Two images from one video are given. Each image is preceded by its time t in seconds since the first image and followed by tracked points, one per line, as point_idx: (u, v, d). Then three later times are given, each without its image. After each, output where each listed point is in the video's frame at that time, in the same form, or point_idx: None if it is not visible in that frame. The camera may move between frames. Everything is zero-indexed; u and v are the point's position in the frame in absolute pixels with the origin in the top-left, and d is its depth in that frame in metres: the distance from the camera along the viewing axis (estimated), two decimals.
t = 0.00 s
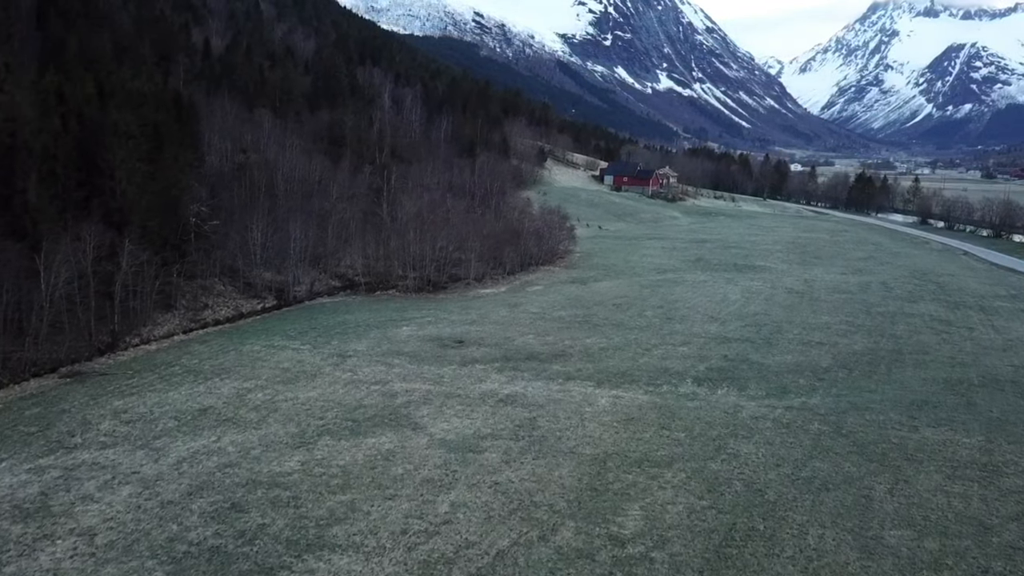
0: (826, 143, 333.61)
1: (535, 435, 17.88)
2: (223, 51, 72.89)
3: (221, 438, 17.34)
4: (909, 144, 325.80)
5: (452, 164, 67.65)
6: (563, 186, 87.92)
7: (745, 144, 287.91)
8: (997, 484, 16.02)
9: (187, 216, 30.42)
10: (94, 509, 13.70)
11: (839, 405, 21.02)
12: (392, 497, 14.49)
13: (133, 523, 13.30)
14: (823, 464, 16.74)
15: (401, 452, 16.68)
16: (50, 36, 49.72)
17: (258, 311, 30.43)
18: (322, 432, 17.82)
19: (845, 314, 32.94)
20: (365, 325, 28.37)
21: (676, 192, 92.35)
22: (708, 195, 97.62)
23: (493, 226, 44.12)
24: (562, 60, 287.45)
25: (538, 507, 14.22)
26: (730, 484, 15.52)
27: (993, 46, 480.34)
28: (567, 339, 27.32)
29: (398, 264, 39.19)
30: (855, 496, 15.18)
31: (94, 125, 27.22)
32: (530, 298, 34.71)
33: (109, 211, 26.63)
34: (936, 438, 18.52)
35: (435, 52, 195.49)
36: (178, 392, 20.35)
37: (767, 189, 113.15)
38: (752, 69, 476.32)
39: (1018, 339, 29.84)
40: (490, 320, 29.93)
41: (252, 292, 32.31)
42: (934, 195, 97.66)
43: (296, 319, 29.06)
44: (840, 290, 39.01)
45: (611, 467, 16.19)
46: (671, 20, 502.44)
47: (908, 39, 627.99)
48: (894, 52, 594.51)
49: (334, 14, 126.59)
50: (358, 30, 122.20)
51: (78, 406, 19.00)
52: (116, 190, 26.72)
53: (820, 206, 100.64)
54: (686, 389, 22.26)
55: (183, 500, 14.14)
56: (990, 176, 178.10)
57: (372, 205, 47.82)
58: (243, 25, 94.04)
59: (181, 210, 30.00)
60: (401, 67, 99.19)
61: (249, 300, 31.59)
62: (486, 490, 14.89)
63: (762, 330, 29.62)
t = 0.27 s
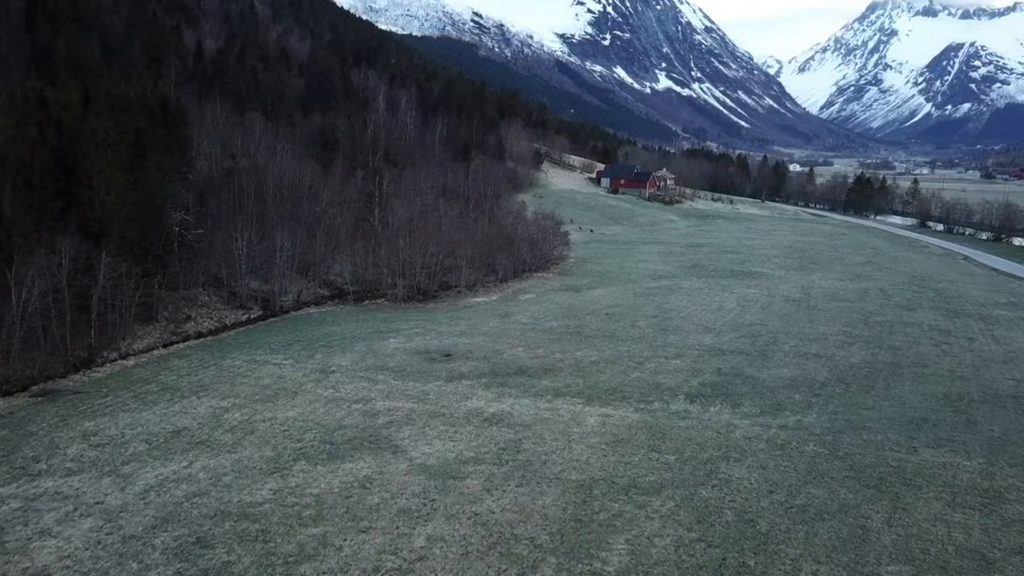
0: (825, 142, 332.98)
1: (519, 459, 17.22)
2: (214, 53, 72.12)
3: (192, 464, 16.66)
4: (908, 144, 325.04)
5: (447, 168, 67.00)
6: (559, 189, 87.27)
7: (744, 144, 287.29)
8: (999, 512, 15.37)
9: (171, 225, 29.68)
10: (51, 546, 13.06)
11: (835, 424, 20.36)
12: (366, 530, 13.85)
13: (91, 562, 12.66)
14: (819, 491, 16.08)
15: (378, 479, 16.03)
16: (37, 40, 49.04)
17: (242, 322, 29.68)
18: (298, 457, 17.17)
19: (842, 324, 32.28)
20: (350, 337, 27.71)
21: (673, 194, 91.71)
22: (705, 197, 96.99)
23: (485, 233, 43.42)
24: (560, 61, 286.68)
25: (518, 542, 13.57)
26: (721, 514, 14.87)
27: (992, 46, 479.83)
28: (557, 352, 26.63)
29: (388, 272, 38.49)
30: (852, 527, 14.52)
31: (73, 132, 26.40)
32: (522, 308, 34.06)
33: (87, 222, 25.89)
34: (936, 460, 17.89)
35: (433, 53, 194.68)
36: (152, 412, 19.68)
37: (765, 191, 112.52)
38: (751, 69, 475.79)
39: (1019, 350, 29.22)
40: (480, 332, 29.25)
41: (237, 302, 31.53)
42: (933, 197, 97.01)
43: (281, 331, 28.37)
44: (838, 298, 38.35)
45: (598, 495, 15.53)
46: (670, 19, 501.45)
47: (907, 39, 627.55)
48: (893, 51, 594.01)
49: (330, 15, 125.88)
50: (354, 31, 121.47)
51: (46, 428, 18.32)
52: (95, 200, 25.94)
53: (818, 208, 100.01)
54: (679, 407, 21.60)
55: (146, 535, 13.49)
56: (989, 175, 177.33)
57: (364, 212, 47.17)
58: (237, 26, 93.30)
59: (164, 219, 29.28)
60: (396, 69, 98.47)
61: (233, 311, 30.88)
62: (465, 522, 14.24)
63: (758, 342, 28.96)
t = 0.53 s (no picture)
0: (824, 141, 332.28)
1: (500, 485, 16.60)
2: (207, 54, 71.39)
3: (160, 491, 16.04)
4: (907, 142, 324.36)
5: (441, 172, 66.38)
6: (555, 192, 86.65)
7: (743, 143, 286.32)
8: (999, 542, 14.76)
9: (152, 235, 28.97)
10: None
11: (830, 444, 19.74)
12: (336, 568, 13.25)
13: None
14: (812, 520, 15.46)
15: (353, 508, 15.41)
16: (23, 43, 48.37)
17: (226, 334, 29.04)
18: (271, 483, 16.55)
19: (839, 334, 31.66)
20: (335, 350, 27.04)
21: (670, 197, 91.12)
22: (703, 199, 96.35)
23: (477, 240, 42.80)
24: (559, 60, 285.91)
25: None
26: (709, 546, 14.26)
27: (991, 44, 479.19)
28: (546, 366, 26.00)
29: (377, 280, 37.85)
30: (844, 561, 13.91)
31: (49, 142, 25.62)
32: (512, 317, 33.44)
33: (63, 233, 25.17)
34: (934, 485, 17.27)
35: (430, 52, 193.87)
36: (124, 433, 19.05)
37: (763, 193, 111.95)
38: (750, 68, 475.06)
39: (1019, 361, 28.59)
40: (469, 344, 28.62)
41: (220, 313, 30.87)
42: (933, 198, 96.36)
43: (264, 344, 27.70)
44: (835, 306, 37.73)
45: (581, 525, 14.91)
46: (669, 18, 500.38)
47: (906, 38, 626.81)
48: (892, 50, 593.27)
49: (327, 15, 125.20)
50: (350, 31, 120.77)
51: (12, 452, 17.71)
52: (72, 211, 25.17)
53: (817, 210, 99.41)
54: (669, 425, 20.99)
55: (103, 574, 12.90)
56: (989, 175, 176.66)
57: (354, 218, 46.53)
58: (232, 27, 92.60)
59: (145, 229, 28.56)
60: (392, 70, 97.74)
61: (216, 322, 30.21)
62: (440, 557, 13.65)
63: (752, 354, 28.34)
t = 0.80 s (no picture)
0: (823, 140, 331.56)
1: (479, 514, 15.96)
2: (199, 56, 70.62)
3: (124, 522, 15.41)
4: (906, 142, 323.71)
5: (434, 176, 65.68)
6: (550, 195, 86.01)
7: (742, 143, 285.57)
8: None
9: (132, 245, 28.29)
10: None
11: (823, 466, 19.11)
12: None
13: None
14: (803, 551, 14.84)
15: (324, 540, 14.78)
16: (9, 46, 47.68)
17: (207, 347, 28.36)
18: (240, 512, 15.90)
19: (835, 345, 31.03)
20: (317, 365, 26.39)
21: (666, 199, 90.50)
22: (700, 201, 95.77)
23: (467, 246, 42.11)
24: (557, 60, 285.16)
25: None
26: None
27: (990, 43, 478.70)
28: (533, 381, 25.36)
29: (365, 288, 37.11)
30: None
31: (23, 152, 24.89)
32: (502, 328, 32.79)
33: (37, 246, 24.47)
34: (931, 511, 16.62)
35: (427, 52, 193.06)
36: (91, 457, 18.33)
37: (760, 196, 111.44)
38: (749, 67, 474.43)
39: (1019, 373, 27.96)
40: (455, 357, 27.94)
41: (203, 325, 30.17)
42: (931, 199, 95.72)
43: (246, 358, 27.04)
44: (831, 314, 37.10)
45: (562, 559, 14.30)
46: (668, 17, 499.72)
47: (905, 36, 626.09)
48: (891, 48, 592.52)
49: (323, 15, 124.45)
50: (346, 32, 120.06)
51: None
52: (46, 223, 24.48)
53: (815, 212, 98.81)
54: (658, 445, 20.35)
55: None
56: (988, 174, 175.89)
57: (344, 224, 45.83)
58: (225, 28, 91.88)
59: (125, 240, 27.86)
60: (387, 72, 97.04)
61: (198, 333, 29.49)
62: None
63: (745, 367, 27.70)
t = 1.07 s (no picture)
0: (823, 140, 330.73)
1: (457, 545, 15.34)
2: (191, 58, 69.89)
3: (85, 556, 14.79)
4: (906, 141, 322.82)
5: (428, 180, 64.99)
6: (547, 198, 85.37)
7: (742, 143, 284.73)
8: None
9: (112, 255, 27.58)
10: None
11: (817, 489, 18.48)
12: None
13: None
14: None
15: None
16: None
17: (189, 360, 27.66)
18: (208, 543, 15.27)
19: (830, 357, 30.40)
20: (299, 380, 25.71)
21: (664, 202, 89.89)
22: (698, 203, 95.14)
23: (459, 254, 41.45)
24: (557, 59, 284.41)
25: None
26: None
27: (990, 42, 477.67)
28: (521, 396, 24.72)
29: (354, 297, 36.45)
30: None
31: None
32: (491, 339, 32.11)
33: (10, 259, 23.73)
34: (928, 540, 16.01)
35: (426, 52, 192.28)
36: (56, 483, 17.64)
37: (759, 198, 110.76)
38: (749, 66, 473.59)
39: (1019, 387, 27.35)
40: (442, 370, 27.31)
41: (185, 337, 29.44)
42: (931, 201, 95.05)
43: (228, 372, 26.37)
44: (828, 323, 36.47)
45: None
46: (668, 17, 499.21)
47: (905, 35, 625.00)
48: (891, 47, 591.50)
49: (320, 16, 123.73)
50: (343, 33, 119.37)
51: None
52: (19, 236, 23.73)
53: (813, 214, 98.18)
54: (646, 466, 19.73)
55: None
56: (989, 174, 174.87)
57: (335, 231, 45.12)
58: (220, 30, 91.20)
59: (104, 250, 27.16)
60: (383, 74, 96.38)
61: (180, 345, 28.78)
62: None
63: (739, 381, 27.04)
